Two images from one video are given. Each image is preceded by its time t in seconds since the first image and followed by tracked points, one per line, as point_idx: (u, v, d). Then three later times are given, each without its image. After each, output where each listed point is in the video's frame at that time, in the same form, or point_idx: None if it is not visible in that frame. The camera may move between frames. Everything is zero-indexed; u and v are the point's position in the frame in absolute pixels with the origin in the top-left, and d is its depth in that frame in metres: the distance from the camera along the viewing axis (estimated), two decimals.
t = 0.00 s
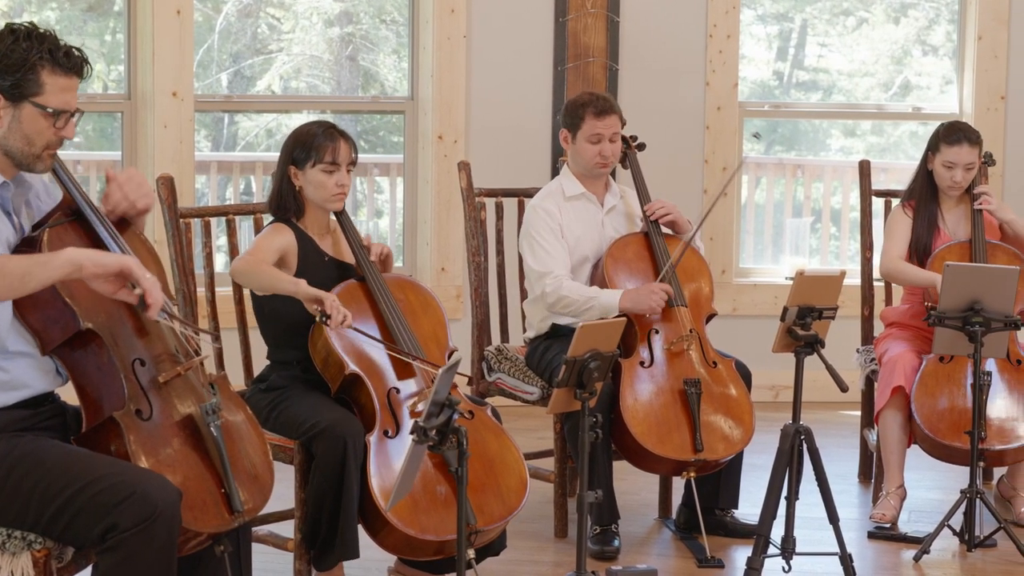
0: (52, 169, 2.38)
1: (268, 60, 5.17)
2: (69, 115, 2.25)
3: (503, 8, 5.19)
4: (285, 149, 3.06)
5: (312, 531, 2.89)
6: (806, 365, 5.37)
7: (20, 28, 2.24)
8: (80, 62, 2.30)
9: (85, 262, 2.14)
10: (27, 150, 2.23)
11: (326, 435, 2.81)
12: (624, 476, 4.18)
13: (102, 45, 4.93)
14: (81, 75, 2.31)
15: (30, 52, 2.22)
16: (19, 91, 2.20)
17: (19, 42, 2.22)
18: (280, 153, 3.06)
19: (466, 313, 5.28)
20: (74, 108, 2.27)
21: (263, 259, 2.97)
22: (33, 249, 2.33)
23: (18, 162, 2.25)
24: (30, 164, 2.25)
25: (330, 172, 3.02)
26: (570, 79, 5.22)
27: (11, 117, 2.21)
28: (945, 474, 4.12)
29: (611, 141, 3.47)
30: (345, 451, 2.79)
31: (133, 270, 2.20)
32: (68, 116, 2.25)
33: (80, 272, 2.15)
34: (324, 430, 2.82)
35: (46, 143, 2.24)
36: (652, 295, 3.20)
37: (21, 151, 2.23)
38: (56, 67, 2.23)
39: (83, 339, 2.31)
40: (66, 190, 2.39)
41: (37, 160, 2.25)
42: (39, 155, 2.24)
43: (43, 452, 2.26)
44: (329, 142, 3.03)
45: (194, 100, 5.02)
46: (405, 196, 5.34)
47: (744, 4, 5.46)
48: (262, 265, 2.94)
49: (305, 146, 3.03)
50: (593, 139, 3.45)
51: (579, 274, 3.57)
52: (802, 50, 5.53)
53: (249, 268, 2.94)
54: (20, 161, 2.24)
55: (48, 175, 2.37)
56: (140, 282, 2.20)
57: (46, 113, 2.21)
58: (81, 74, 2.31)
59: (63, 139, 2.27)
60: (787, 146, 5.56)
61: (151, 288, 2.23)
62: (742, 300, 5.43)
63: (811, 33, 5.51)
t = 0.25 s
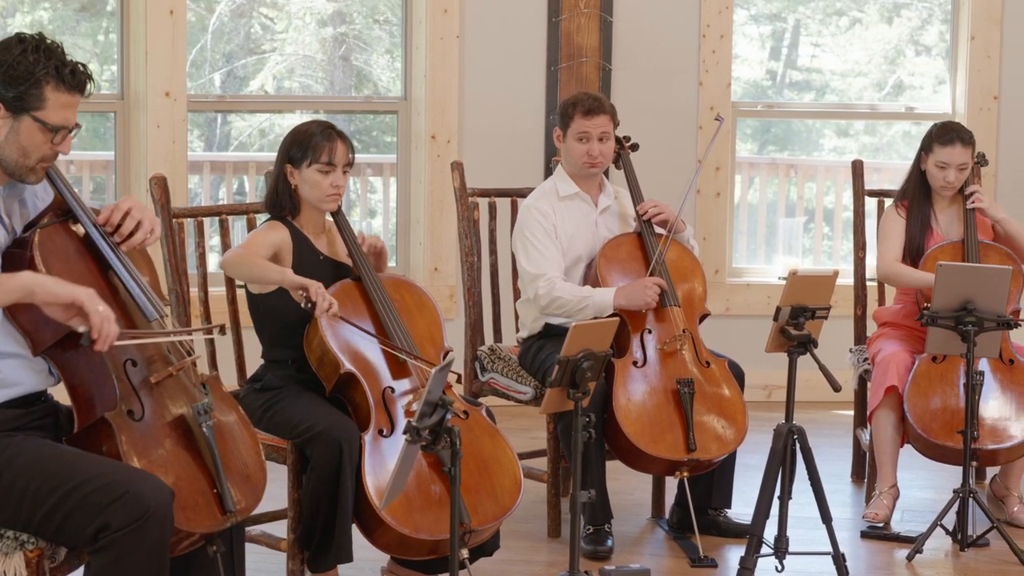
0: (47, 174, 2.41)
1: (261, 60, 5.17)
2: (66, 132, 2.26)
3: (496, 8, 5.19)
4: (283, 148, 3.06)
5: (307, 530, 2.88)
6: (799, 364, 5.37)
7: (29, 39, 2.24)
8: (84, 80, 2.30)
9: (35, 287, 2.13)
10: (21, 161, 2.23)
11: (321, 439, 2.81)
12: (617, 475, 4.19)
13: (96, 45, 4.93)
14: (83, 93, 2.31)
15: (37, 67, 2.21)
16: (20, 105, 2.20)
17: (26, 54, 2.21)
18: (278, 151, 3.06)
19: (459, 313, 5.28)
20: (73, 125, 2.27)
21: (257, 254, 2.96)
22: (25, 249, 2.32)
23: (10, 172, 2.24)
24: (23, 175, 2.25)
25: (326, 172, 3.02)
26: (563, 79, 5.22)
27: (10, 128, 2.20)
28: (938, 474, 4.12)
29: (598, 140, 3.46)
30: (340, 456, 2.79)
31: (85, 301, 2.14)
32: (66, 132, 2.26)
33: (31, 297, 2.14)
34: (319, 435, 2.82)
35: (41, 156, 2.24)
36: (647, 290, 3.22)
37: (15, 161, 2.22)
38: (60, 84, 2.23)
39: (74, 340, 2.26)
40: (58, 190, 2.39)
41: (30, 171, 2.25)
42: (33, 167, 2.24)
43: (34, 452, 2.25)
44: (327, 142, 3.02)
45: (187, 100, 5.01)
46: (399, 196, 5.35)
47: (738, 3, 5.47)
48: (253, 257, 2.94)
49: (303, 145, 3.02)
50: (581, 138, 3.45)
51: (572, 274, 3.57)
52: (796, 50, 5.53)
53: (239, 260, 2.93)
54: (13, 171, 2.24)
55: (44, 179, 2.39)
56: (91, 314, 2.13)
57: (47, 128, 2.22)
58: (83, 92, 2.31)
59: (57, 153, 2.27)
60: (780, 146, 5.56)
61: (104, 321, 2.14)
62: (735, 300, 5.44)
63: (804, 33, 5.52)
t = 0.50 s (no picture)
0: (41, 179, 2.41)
1: (254, 59, 5.17)
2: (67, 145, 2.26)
3: (489, 8, 5.19)
4: (277, 148, 3.06)
5: (301, 531, 2.86)
6: (792, 364, 5.38)
7: (37, 51, 2.23)
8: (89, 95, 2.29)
9: None
10: (21, 172, 2.23)
11: (314, 439, 2.80)
12: (610, 475, 4.19)
13: (88, 45, 4.93)
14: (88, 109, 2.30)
15: (44, 82, 2.20)
16: (24, 119, 2.19)
17: (33, 68, 2.20)
18: (272, 152, 3.06)
19: (452, 313, 5.29)
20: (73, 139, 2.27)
21: (247, 252, 2.96)
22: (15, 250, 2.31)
23: (7, 181, 2.24)
24: (20, 185, 2.25)
25: (319, 173, 3.02)
26: (556, 79, 5.22)
27: (12, 140, 2.20)
28: (930, 473, 4.13)
29: (594, 145, 3.46)
30: (334, 456, 2.78)
31: (45, 301, 2.14)
32: (67, 146, 2.26)
33: None
34: (312, 435, 2.81)
35: (40, 167, 2.24)
36: (635, 292, 3.21)
37: (15, 172, 2.22)
38: (66, 101, 2.22)
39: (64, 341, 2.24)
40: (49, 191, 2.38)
41: (27, 181, 2.26)
42: (31, 178, 2.24)
43: (28, 452, 2.24)
44: (321, 143, 3.02)
45: (180, 100, 5.01)
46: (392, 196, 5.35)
47: (731, 3, 5.47)
48: (241, 252, 2.94)
49: (297, 145, 3.02)
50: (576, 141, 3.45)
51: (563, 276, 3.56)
52: (789, 50, 5.53)
53: (228, 257, 2.93)
54: (10, 180, 2.24)
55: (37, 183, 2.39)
56: (53, 313, 2.13)
57: (50, 143, 2.21)
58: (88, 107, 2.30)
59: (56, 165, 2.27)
60: (773, 146, 5.57)
61: (66, 320, 2.14)
62: (728, 300, 5.44)
63: (797, 33, 5.52)
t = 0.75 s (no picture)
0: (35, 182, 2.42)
1: (247, 59, 5.17)
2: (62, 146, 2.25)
3: (482, 7, 5.19)
4: (263, 148, 3.06)
5: (292, 531, 2.87)
6: (785, 364, 5.38)
7: (33, 53, 2.23)
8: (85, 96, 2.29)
9: None
10: (17, 174, 2.23)
11: (307, 439, 2.80)
12: (602, 475, 4.20)
13: (81, 45, 4.93)
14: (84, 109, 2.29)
15: (39, 84, 2.20)
16: (20, 121, 2.18)
17: (28, 70, 2.20)
18: (257, 153, 3.06)
19: (445, 313, 5.28)
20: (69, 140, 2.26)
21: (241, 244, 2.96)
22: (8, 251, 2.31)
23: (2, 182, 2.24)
24: (16, 186, 2.24)
25: (306, 169, 3.02)
26: (548, 79, 5.22)
27: (7, 142, 2.19)
28: (922, 473, 4.14)
29: (590, 147, 3.45)
30: (326, 455, 2.78)
31: (17, 288, 2.12)
32: (63, 147, 2.25)
33: None
34: (305, 435, 2.81)
35: (35, 168, 2.23)
36: (626, 292, 3.22)
37: (11, 174, 2.22)
38: (62, 102, 2.22)
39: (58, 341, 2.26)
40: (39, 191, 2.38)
41: (22, 182, 2.25)
42: (26, 179, 2.24)
43: (20, 453, 2.24)
44: (305, 140, 3.02)
45: (173, 100, 5.01)
46: (384, 195, 5.34)
47: (723, 3, 5.47)
48: (229, 245, 2.94)
49: (281, 144, 3.03)
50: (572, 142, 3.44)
51: (556, 275, 3.58)
52: (781, 50, 5.53)
53: (220, 249, 2.93)
54: (5, 182, 2.24)
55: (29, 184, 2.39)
56: (24, 302, 2.12)
57: (44, 144, 2.21)
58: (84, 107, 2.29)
59: (52, 166, 2.27)
60: (766, 145, 5.57)
61: (37, 309, 2.13)
62: (721, 300, 5.44)
63: (790, 33, 5.52)
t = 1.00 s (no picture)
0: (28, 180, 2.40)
1: (239, 59, 5.17)
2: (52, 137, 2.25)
3: (475, 7, 5.19)
4: (252, 148, 3.06)
5: (286, 531, 2.86)
6: (778, 364, 5.39)
7: (17, 45, 2.23)
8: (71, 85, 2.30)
9: None
10: (6, 167, 2.21)
11: (301, 439, 2.80)
12: (596, 475, 4.20)
13: (74, 45, 4.93)
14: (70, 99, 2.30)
15: (25, 74, 2.21)
16: (6, 111, 2.19)
17: (13, 61, 2.21)
18: (248, 153, 3.06)
19: (438, 313, 5.28)
20: (57, 130, 2.26)
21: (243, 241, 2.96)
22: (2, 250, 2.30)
23: None
24: (7, 180, 2.23)
25: (298, 167, 3.01)
26: (541, 79, 5.22)
27: None
28: (915, 473, 4.14)
29: (583, 138, 3.46)
30: (320, 456, 2.78)
31: (25, 286, 2.15)
32: (52, 137, 2.25)
33: None
34: (299, 435, 2.81)
35: (26, 161, 2.22)
36: (612, 298, 3.20)
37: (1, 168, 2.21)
38: (47, 91, 2.23)
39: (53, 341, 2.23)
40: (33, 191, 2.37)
41: (14, 177, 2.24)
42: (18, 173, 2.22)
43: (14, 453, 2.24)
44: (294, 138, 3.02)
45: (165, 100, 5.01)
46: (377, 195, 5.35)
47: (716, 3, 5.48)
48: (233, 238, 2.96)
49: (271, 143, 3.02)
50: (565, 134, 3.45)
51: (549, 275, 3.57)
52: (774, 50, 5.54)
53: (223, 245, 2.95)
54: None
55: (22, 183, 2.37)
56: (30, 300, 2.14)
57: (33, 135, 2.21)
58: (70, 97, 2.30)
59: (43, 159, 2.26)
60: (759, 145, 5.57)
61: (43, 307, 2.15)
62: (714, 299, 5.45)
63: (783, 33, 5.53)
